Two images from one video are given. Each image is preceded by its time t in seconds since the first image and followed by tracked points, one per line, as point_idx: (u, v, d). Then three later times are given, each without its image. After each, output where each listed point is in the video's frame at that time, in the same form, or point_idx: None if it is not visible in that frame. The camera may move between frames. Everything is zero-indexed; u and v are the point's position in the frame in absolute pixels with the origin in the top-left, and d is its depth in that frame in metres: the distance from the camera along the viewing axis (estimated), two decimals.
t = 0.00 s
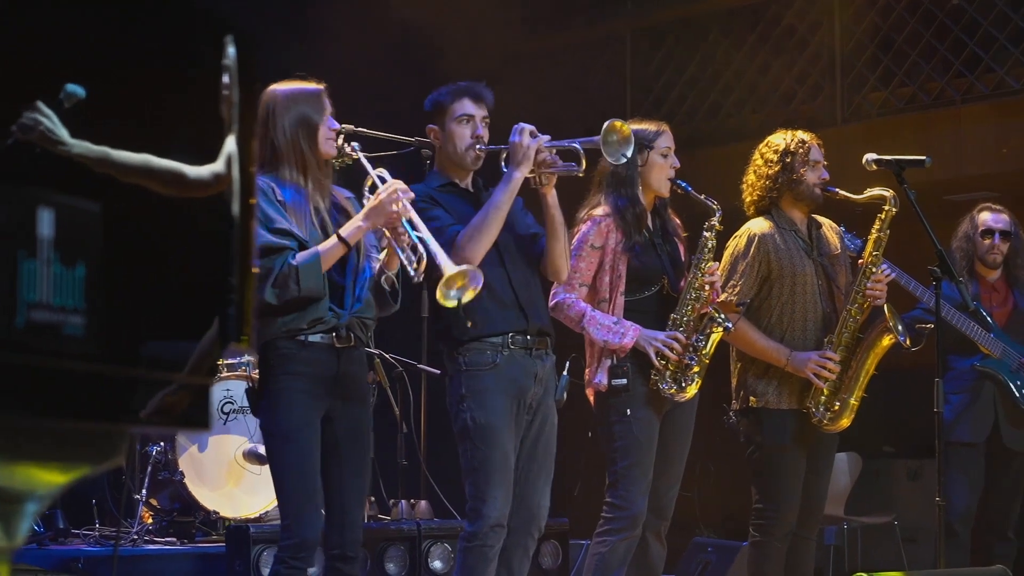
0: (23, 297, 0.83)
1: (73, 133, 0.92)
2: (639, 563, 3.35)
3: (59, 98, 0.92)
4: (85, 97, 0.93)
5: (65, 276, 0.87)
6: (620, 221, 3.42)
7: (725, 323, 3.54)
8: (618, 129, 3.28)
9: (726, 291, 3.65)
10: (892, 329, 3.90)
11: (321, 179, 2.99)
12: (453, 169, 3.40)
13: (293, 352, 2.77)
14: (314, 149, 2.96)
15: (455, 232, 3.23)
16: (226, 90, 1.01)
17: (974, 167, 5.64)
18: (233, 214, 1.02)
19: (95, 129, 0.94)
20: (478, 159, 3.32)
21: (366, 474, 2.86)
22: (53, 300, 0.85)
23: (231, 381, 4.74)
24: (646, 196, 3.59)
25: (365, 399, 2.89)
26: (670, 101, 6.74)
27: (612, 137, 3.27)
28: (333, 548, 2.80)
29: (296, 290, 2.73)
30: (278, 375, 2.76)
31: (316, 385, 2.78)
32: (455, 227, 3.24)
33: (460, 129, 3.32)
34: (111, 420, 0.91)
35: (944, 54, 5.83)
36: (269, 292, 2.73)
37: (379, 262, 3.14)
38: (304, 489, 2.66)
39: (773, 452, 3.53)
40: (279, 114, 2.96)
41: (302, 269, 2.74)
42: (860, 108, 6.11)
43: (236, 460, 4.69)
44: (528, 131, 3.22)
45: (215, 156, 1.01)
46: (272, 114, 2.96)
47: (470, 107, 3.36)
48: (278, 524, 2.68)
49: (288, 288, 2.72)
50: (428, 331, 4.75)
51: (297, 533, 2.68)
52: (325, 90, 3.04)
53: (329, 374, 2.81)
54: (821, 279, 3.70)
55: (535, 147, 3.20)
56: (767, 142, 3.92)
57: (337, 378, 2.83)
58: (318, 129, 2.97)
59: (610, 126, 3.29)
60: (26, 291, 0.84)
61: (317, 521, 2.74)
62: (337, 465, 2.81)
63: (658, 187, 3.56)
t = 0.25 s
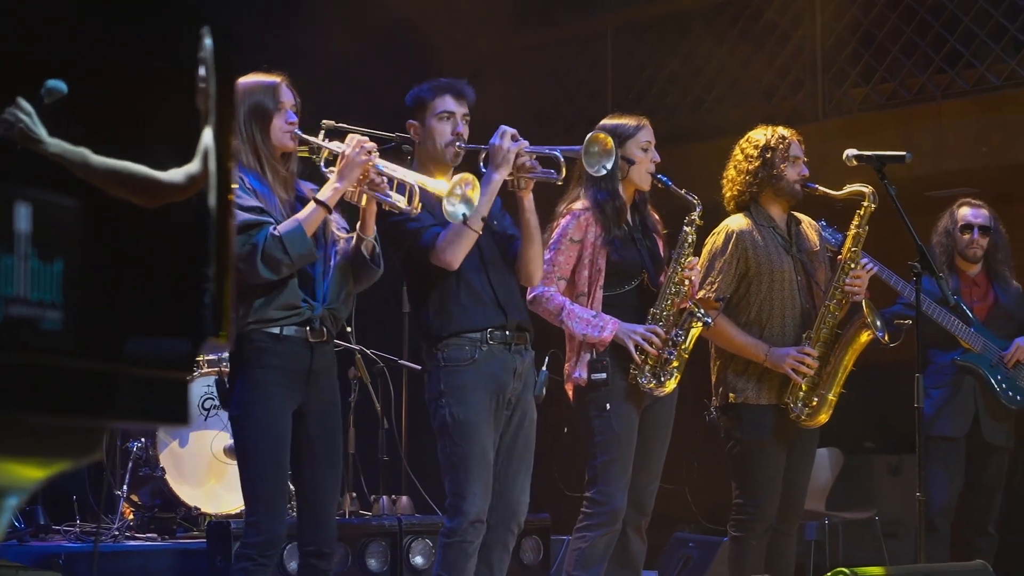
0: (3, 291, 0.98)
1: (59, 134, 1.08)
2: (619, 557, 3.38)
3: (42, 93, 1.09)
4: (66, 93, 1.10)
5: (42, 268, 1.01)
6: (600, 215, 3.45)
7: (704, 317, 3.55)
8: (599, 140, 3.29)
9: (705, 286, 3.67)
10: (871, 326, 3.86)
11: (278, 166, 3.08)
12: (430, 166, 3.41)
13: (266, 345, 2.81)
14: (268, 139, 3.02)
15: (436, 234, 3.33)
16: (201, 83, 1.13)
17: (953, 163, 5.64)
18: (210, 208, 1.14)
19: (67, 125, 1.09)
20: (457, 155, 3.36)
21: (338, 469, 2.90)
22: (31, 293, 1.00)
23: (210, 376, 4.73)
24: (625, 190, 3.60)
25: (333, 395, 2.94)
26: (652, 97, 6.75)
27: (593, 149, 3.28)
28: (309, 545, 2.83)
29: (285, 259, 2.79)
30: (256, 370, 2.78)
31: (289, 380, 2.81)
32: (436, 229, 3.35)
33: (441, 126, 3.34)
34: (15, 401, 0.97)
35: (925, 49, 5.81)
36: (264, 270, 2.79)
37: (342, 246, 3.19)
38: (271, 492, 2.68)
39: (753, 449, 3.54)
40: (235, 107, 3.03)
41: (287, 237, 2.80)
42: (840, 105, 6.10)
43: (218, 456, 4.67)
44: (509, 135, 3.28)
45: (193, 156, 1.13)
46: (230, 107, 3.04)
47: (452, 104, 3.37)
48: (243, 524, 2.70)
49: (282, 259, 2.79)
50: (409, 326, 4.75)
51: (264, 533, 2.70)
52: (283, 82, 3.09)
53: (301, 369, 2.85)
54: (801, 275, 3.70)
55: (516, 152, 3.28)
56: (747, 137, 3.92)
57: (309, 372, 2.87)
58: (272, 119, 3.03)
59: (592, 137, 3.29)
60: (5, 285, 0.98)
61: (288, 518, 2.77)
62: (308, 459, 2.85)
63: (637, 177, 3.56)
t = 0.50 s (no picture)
0: None
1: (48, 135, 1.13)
2: (605, 552, 3.38)
3: (23, 89, 1.12)
4: (47, 88, 1.13)
5: (22, 266, 1.05)
6: (583, 208, 3.46)
7: (688, 310, 3.55)
8: (584, 141, 3.32)
9: (688, 280, 3.66)
10: (853, 318, 3.86)
11: (245, 162, 3.09)
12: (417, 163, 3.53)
13: (246, 342, 2.85)
14: (235, 135, 3.04)
15: (417, 230, 3.34)
16: (180, 79, 1.19)
17: (939, 157, 5.71)
18: (190, 204, 1.18)
19: (52, 118, 1.14)
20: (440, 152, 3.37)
21: (317, 464, 2.97)
22: (11, 289, 1.03)
23: (195, 370, 4.75)
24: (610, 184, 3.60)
25: (302, 390, 3.01)
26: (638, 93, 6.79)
27: (577, 150, 3.32)
28: (303, 539, 2.93)
29: (258, 242, 2.83)
30: (235, 369, 2.82)
31: (267, 377, 2.86)
32: (417, 225, 3.36)
33: (424, 122, 3.35)
34: (14, 399, 1.02)
35: (911, 43, 5.92)
36: (238, 254, 2.82)
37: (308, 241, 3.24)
38: (253, 492, 2.74)
39: (738, 443, 3.54)
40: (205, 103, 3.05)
41: (261, 221, 2.84)
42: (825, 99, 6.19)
43: (199, 457, 4.79)
44: (492, 134, 3.33)
45: (175, 153, 1.18)
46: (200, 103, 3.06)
47: (435, 100, 3.38)
48: (223, 524, 2.75)
49: (256, 242, 2.83)
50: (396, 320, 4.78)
51: (244, 533, 2.75)
52: (254, 79, 3.10)
53: (279, 365, 2.90)
54: (783, 270, 3.72)
55: (497, 150, 3.33)
56: (730, 131, 3.91)
57: (285, 369, 2.93)
58: (239, 115, 3.03)
59: (577, 137, 3.33)
60: None
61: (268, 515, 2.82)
62: (290, 455, 2.93)
63: (618, 169, 3.56)
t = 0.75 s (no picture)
0: None
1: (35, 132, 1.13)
2: (586, 550, 3.42)
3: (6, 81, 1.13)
4: (31, 82, 1.14)
5: None
6: (565, 201, 3.49)
7: (669, 305, 3.55)
8: (564, 130, 3.35)
9: (671, 277, 3.66)
10: (835, 315, 3.88)
11: (225, 150, 3.09)
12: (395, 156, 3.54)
13: (230, 336, 2.86)
14: (216, 123, 3.04)
15: (399, 224, 3.33)
16: (160, 70, 1.19)
17: (923, 155, 5.72)
18: (170, 198, 1.19)
19: (40, 113, 1.14)
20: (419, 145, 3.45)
21: (291, 456, 2.97)
22: None
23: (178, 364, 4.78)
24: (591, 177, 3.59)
25: (279, 383, 3.01)
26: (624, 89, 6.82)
27: (558, 139, 3.35)
28: (274, 530, 2.92)
29: (238, 227, 2.81)
30: (220, 362, 2.83)
31: (248, 371, 2.86)
32: (399, 218, 3.36)
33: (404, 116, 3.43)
34: (15, 399, 1.06)
35: (895, 41, 5.95)
36: (219, 240, 2.80)
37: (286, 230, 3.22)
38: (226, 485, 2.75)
39: (720, 439, 3.54)
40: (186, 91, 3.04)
41: (241, 206, 2.83)
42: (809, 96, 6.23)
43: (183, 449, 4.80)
44: (473, 126, 3.33)
45: (154, 147, 1.19)
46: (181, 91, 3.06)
47: (415, 95, 3.48)
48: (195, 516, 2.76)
49: (237, 228, 2.81)
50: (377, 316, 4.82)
51: (217, 527, 2.76)
52: (233, 69, 3.11)
53: (257, 358, 2.90)
54: (766, 266, 3.72)
55: (478, 142, 3.32)
56: (713, 127, 3.90)
57: (265, 362, 2.93)
58: (217, 103, 3.04)
59: (557, 128, 3.36)
60: None
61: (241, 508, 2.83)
62: (269, 447, 2.93)
63: (603, 164, 3.56)
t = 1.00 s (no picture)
0: None
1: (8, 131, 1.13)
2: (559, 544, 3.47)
3: None
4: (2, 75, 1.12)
5: None
6: (536, 194, 3.52)
7: (637, 297, 3.62)
8: (536, 127, 3.46)
9: (643, 272, 3.71)
10: (808, 310, 3.93)
11: (205, 151, 3.09)
12: (366, 152, 3.54)
13: (201, 334, 2.85)
14: (195, 123, 3.06)
15: (372, 219, 3.34)
16: (127, 63, 1.12)
17: (896, 151, 5.75)
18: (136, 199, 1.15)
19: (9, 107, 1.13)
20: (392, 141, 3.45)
21: (280, 450, 2.98)
22: None
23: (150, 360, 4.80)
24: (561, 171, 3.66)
25: (266, 382, 3.00)
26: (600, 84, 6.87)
27: (530, 135, 3.46)
28: (261, 529, 2.93)
29: (213, 222, 2.81)
30: (190, 359, 2.83)
31: (222, 367, 2.86)
32: (371, 214, 3.36)
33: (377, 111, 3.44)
34: (12, 397, 1.13)
35: (869, 37, 5.97)
36: (194, 237, 2.81)
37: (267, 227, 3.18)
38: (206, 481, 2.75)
39: (692, 434, 3.58)
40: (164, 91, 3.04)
41: (213, 201, 2.82)
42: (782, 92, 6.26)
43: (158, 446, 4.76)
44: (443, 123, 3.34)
45: (119, 147, 1.14)
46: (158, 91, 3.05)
47: (388, 90, 3.49)
48: (177, 514, 2.76)
49: (210, 222, 2.80)
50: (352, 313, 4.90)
51: (198, 525, 2.77)
52: (210, 68, 3.12)
53: (235, 355, 2.89)
54: (737, 261, 3.76)
55: (449, 138, 3.33)
56: (687, 123, 3.93)
57: (244, 359, 2.92)
58: (197, 103, 3.06)
59: (530, 125, 3.47)
60: None
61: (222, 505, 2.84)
62: (249, 442, 2.93)
63: (574, 158, 3.61)
